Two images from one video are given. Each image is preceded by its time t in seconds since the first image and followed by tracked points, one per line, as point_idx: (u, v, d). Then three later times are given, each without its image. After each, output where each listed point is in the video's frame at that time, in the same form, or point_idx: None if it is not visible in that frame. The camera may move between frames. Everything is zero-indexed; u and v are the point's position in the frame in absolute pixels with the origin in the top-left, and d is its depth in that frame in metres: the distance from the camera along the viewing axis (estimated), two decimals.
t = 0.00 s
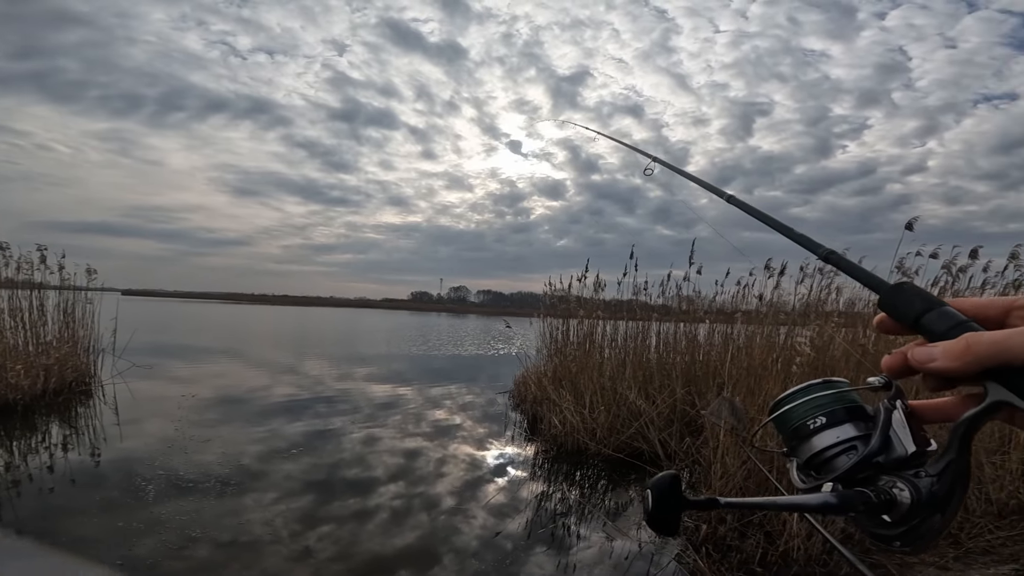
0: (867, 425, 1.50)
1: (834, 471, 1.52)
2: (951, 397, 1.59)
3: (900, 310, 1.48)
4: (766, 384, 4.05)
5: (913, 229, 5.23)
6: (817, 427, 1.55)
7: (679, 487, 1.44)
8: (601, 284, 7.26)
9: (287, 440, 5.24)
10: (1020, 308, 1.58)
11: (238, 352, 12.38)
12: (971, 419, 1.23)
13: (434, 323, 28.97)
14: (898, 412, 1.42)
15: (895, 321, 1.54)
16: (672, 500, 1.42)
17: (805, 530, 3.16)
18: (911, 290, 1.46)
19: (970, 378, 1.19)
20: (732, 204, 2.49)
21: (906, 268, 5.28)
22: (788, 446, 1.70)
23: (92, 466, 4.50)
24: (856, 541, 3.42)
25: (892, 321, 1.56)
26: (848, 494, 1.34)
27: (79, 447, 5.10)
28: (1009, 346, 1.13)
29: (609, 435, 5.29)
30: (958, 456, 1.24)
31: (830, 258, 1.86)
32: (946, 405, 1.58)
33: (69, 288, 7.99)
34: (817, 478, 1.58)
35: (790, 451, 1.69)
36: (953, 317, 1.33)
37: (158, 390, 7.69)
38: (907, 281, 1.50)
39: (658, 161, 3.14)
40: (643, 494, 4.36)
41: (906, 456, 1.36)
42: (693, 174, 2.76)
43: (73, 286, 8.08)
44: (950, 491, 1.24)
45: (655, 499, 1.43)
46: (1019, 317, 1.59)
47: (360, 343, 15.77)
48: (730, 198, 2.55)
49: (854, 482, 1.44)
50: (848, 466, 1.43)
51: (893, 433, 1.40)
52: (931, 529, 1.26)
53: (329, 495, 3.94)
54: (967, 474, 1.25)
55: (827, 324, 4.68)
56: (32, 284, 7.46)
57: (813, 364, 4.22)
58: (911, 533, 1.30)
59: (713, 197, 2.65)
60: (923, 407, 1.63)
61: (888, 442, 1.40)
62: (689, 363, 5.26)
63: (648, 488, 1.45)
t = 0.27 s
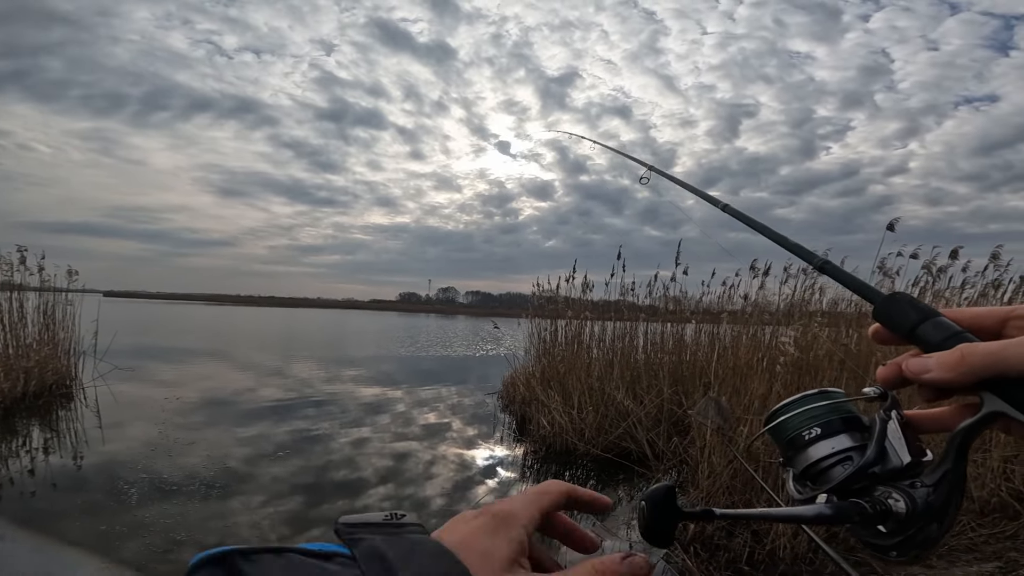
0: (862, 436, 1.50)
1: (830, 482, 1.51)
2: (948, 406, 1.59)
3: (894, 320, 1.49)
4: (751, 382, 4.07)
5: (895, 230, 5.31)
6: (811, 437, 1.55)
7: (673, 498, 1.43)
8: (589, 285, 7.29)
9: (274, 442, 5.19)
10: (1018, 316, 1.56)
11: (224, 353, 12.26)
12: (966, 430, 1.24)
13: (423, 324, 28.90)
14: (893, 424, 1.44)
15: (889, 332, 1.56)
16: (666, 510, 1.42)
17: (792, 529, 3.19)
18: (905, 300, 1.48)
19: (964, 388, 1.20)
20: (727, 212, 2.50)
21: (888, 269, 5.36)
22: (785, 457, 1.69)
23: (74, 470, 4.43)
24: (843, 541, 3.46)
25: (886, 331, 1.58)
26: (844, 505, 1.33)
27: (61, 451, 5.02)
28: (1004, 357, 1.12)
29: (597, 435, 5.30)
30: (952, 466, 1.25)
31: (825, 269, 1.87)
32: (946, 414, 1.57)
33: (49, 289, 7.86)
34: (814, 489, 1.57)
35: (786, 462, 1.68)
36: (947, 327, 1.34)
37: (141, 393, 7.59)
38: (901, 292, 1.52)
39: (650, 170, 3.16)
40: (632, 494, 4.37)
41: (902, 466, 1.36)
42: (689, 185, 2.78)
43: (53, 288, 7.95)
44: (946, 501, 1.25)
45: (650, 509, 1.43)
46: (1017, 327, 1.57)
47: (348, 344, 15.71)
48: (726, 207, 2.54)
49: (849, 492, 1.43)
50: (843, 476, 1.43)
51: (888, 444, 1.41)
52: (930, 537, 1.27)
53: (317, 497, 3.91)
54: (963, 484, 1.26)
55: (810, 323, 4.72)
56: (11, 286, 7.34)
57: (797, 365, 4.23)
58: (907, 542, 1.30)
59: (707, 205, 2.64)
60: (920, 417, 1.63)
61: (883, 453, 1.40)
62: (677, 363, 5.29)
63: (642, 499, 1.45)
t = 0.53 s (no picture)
0: (825, 451, 1.46)
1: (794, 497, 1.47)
2: (912, 422, 1.60)
3: (860, 334, 1.52)
4: (743, 380, 4.10)
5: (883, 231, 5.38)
6: (775, 453, 1.49)
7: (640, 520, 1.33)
8: (582, 285, 7.31)
9: (265, 444, 5.16)
10: (982, 333, 1.54)
11: (215, 355, 12.16)
12: (930, 445, 1.32)
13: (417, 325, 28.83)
14: (856, 438, 1.44)
15: (853, 347, 1.59)
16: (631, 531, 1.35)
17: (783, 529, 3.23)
18: (871, 316, 1.51)
19: (927, 404, 1.25)
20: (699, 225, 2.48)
21: (878, 269, 5.42)
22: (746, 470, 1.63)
23: (62, 472, 4.38)
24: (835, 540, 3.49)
25: (851, 346, 1.61)
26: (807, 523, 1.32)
27: (48, 453, 4.96)
28: (968, 374, 1.19)
29: (590, 436, 5.28)
30: (916, 482, 1.33)
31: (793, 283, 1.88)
32: (908, 431, 1.58)
33: (36, 290, 7.77)
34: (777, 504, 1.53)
35: (749, 475, 1.62)
36: (912, 343, 1.38)
37: (130, 395, 7.52)
38: (866, 307, 1.55)
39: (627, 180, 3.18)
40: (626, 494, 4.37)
41: (865, 482, 1.38)
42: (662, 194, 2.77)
43: (41, 288, 7.86)
44: (906, 517, 1.31)
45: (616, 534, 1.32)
46: (981, 343, 1.54)
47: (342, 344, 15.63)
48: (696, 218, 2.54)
49: (813, 508, 1.42)
50: (807, 493, 1.41)
51: (852, 459, 1.41)
52: (891, 554, 1.31)
53: (309, 499, 3.89)
54: (923, 501, 1.33)
55: (800, 323, 4.80)
56: None
57: (789, 365, 4.31)
58: (870, 558, 1.32)
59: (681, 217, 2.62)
60: (883, 432, 1.63)
61: (846, 468, 1.40)
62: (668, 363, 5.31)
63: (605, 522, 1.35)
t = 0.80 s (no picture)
0: (828, 438, 1.47)
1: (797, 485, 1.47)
2: (912, 410, 1.56)
3: (861, 323, 1.52)
4: (744, 386, 4.06)
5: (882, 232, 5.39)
6: (777, 441, 1.50)
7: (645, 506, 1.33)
8: (580, 286, 7.32)
9: (263, 444, 5.15)
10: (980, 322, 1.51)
11: (213, 355, 12.14)
12: (929, 434, 1.30)
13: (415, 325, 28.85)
14: (858, 426, 1.44)
15: (854, 336, 1.59)
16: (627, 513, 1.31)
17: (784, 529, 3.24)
18: (873, 305, 1.51)
19: (927, 392, 1.22)
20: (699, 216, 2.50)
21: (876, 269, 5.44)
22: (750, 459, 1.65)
23: (59, 473, 4.37)
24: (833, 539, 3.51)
25: (852, 335, 1.61)
26: (809, 510, 1.33)
27: (46, 454, 4.95)
28: (969, 362, 1.15)
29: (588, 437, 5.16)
30: (915, 472, 1.31)
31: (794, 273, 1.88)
32: (908, 418, 1.55)
33: (33, 290, 7.74)
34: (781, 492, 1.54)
35: (753, 463, 1.64)
36: (912, 331, 1.38)
37: (128, 395, 7.50)
38: (867, 297, 1.55)
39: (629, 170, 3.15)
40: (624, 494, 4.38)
41: (866, 470, 1.39)
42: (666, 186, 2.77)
43: (38, 289, 7.83)
44: (907, 506, 1.30)
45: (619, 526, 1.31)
46: (979, 332, 1.51)
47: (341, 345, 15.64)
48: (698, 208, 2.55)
49: (815, 495, 1.43)
50: (810, 481, 1.42)
51: (854, 447, 1.42)
52: (891, 542, 1.31)
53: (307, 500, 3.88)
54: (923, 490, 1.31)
55: (799, 324, 4.82)
56: None
57: (787, 365, 4.33)
58: (871, 545, 1.32)
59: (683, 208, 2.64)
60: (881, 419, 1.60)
61: (849, 456, 1.41)
62: (667, 363, 5.30)
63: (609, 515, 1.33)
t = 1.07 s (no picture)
0: (829, 437, 1.48)
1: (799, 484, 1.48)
2: (915, 408, 1.61)
3: (862, 323, 1.52)
4: (745, 385, 4.07)
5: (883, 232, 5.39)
6: (779, 441, 1.50)
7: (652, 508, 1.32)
8: (581, 286, 7.32)
9: (264, 444, 5.16)
10: (984, 317, 1.57)
11: (213, 355, 12.14)
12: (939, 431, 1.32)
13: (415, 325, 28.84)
14: (861, 424, 1.43)
15: (856, 333, 1.59)
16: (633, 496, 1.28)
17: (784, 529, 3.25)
18: (874, 302, 1.51)
19: (932, 388, 1.26)
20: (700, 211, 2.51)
21: (877, 269, 5.43)
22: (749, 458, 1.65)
23: (61, 472, 4.38)
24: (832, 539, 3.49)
25: (853, 332, 1.61)
26: (811, 510, 1.33)
27: (48, 453, 4.96)
28: (972, 358, 1.20)
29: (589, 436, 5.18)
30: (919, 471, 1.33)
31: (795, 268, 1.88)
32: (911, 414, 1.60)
33: (34, 289, 7.75)
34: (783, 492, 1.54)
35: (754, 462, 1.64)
36: (914, 329, 1.39)
37: (129, 395, 7.51)
38: (870, 292, 1.55)
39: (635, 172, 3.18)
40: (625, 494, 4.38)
41: (869, 469, 1.38)
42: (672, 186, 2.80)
43: (39, 288, 7.84)
44: (908, 506, 1.31)
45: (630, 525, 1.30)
46: (984, 328, 1.58)
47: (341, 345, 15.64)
48: (699, 204, 2.55)
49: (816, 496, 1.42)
50: (811, 480, 1.42)
51: (856, 446, 1.41)
52: (894, 541, 1.32)
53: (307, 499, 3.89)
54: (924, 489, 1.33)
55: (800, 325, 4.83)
56: None
57: (789, 366, 4.32)
58: (874, 546, 1.32)
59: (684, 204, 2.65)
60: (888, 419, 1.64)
61: (851, 455, 1.40)
62: (668, 363, 5.30)
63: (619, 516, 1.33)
